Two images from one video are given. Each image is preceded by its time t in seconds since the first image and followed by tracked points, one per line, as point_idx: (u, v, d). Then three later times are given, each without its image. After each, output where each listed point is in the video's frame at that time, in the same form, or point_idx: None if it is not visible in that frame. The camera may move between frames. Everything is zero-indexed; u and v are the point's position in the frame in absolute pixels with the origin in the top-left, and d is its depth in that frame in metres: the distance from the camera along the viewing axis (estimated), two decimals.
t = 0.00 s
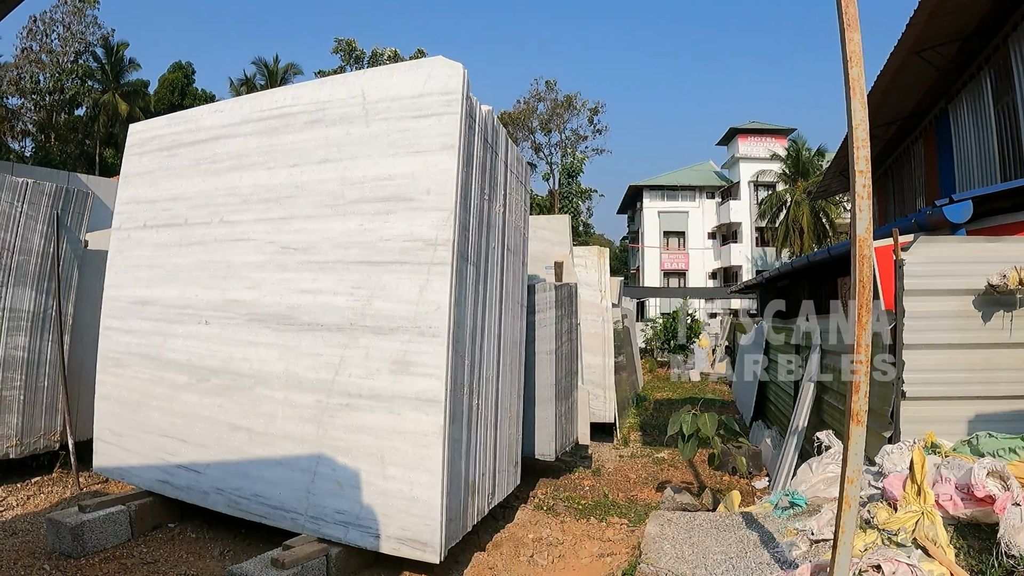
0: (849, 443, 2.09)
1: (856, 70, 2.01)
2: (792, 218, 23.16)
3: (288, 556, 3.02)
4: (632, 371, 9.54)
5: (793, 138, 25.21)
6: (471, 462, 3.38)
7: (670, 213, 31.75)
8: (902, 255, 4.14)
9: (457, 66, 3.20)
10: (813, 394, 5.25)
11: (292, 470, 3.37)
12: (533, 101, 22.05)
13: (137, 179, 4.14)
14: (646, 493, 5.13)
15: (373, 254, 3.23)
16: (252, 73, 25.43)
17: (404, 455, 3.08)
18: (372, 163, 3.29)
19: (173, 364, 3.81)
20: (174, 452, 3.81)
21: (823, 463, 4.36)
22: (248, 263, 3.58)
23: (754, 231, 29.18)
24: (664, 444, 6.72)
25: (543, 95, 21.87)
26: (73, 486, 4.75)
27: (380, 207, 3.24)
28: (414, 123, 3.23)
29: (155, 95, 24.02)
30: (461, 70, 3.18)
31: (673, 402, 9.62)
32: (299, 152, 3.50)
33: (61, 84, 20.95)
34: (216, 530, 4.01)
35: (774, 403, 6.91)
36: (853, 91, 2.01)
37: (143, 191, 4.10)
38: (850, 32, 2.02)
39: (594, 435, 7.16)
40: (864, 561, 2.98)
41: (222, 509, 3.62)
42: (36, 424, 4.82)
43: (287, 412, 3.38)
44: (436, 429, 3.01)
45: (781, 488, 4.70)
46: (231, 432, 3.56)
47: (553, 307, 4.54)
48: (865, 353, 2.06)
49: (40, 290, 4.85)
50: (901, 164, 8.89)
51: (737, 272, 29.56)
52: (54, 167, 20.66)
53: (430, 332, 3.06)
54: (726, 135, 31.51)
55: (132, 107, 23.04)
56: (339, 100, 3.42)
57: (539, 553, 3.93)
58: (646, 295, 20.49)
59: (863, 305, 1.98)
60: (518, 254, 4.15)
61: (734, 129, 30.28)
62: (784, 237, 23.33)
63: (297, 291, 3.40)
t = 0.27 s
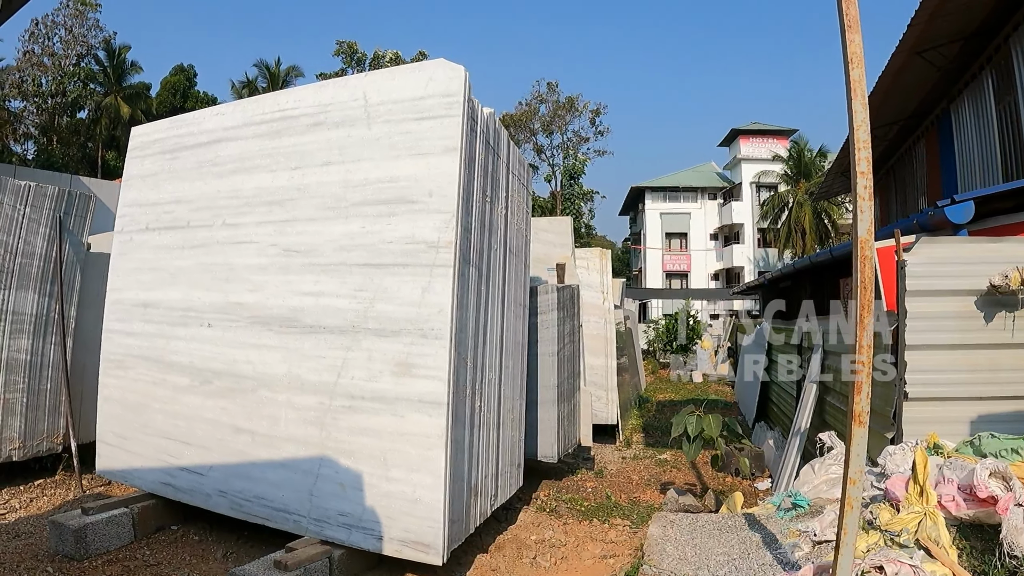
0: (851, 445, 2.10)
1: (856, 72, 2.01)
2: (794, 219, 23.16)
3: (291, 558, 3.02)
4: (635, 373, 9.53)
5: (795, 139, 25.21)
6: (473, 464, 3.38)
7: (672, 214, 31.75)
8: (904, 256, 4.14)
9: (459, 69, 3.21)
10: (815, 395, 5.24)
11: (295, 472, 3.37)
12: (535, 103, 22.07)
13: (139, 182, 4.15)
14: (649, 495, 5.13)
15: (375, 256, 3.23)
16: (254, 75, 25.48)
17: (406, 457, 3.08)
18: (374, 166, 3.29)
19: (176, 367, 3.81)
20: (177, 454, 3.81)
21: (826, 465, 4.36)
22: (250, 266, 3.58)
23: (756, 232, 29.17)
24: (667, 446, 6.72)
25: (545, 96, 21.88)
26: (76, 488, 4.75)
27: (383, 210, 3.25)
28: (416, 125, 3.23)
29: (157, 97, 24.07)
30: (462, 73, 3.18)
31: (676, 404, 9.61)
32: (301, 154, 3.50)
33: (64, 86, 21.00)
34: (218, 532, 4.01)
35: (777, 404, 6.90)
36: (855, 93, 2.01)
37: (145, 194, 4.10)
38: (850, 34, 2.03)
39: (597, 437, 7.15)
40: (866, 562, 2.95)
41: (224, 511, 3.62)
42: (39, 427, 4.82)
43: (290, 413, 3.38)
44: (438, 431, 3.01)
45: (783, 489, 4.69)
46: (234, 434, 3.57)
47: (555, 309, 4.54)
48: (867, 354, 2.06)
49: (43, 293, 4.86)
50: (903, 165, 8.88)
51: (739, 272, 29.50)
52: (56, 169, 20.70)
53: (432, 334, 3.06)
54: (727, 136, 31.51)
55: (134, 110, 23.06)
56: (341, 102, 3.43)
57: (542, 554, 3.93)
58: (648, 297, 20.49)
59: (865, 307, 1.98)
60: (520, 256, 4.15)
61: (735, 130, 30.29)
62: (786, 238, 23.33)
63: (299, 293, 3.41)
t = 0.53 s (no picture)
0: (852, 445, 2.10)
1: (856, 73, 2.01)
2: (795, 219, 23.17)
3: (292, 560, 3.02)
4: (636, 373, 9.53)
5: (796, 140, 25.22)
6: (474, 465, 3.38)
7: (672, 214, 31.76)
8: (904, 256, 4.14)
9: (459, 70, 3.21)
10: (817, 396, 5.23)
11: (296, 474, 3.37)
12: (535, 104, 22.08)
13: (140, 184, 4.15)
14: (651, 496, 5.13)
15: (376, 258, 3.23)
16: (255, 77, 25.50)
17: (408, 458, 3.08)
18: (374, 168, 3.30)
19: (177, 369, 3.81)
20: (179, 457, 3.81)
21: (826, 465, 4.36)
22: (252, 267, 3.58)
23: (757, 232, 29.16)
24: (668, 447, 6.72)
25: (545, 98, 21.89)
26: (78, 490, 4.76)
27: (384, 211, 3.25)
28: (417, 126, 3.23)
29: (158, 99, 24.09)
30: (463, 74, 3.18)
31: (677, 404, 9.61)
32: (301, 156, 3.51)
33: (65, 88, 21.02)
34: (220, 534, 4.01)
35: (778, 404, 6.90)
36: (855, 94, 2.01)
37: (146, 196, 4.11)
38: (850, 35, 2.03)
39: (598, 438, 7.15)
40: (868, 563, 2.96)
41: (226, 513, 3.62)
42: (40, 429, 4.82)
43: (291, 415, 3.38)
44: (440, 433, 3.01)
45: (784, 490, 4.69)
46: (236, 436, 3.57)
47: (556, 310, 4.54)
48: (868, 355, 2.06)
49: (44, 295, 4.86)
50: (904, 165, 8.88)
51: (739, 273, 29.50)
52: (57, 172, 20.69)
53: (433, 336, 3.06)
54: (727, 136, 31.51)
55: (134, 112, 23.04)
56: (342, 104, 3.43)
57: (544, 556, 3.93)
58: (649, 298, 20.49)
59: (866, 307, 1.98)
60: (521, 257, 4.15)
61: (736, 131, 30.30)
62: (787, 238, 23.35)
63: (300, 295, 3.41)
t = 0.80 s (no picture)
0: (852, 446, 2.10)
1: (856, 74, 2.01)
2: (795, 219, 23.17)
3: (293, 560, 3.02)
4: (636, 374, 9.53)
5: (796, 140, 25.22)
6: (475, 465, 3.38)
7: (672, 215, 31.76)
8: (904, 258, 4.14)
9: (460, 71, 3.21)
10: (817, 396, 5.23)
11: (296, 475, 3.37)
12: (536, 105, 22.08)
13: (141, 185, 4.15)
14: (651, 496, 5.13)
15: (377, 259, 3.23)
16: (255, 78, 25.51)
17: (408, 459, 3.08)
18: (375, 169, 3.30)
19: (177, 369, 3.81)
20: (179, 457, 3.81)
21: (827, 466, 4.36)
22: (252, 268, 3.58)
23: (757, 232, 29.15)
24: (668, 447, 6.72)
25: (546, 98, 21.89)
26: (78, 490, 4.76)
27: (384, 212, 3.25)
28: (417, 127, 3.23)
29: (158, 99, 24.11)
30: (464, 75, 3.19)
31: (677, 405, 9.61)
32: (302, 157, 3.51)
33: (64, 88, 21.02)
34: (220, 534, 4.01)
35: (778, 405, 6.90)
36: (855, 95, 2.01)
37: (146, 197, 4.11)
38: (850, 36, 2.03)
39: (598, 438, 7.15)
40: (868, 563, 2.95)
41: (226, 513, 3.63)
42: (40, 429, 4.82)
43: (292, 416, 3.38)
44: (440, 434, 3.01)
45: (784, 490, 4.69)
46: (236, 437, 3.57)
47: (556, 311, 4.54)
48: (868, 355, 2.07)
49: (44, 295, 4.86)
50: (904, 165, 8.88)
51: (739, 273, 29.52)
52: (58, 172, 20.70)
53: (434, 336, 3.06)
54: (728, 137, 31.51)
55: (135, 111, 23.02)
56: (343, 105, 3.43)
57: (544, 556, 3.93)
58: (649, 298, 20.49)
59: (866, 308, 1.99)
60: (521, 258, 4.14)
61: (736, 131, 30.30)
62: (787, 239, 23.35)
63: (301, 295, 3.41)
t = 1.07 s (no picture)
0: (853, 445, 2.10)
1: (858, 72, 2.01)
2: (796, 218, 23.15)
3: (293, 559, 3.02)
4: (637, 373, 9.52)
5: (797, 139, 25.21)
6: (475, 465, 3.38)
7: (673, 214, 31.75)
8: (905, 257, 4.14)
9: (461, 71, 3.21)
10: (818, 395, 5.22)
11: (297, 474, 3.37)
12: (536, 104, 22.07)
13: (142, 184, 4.15)
14: (651, 495, 5.13)
15: (377, 258, 3.23)
16: (256, 77, 25.51)
17: (409, 458, 3.08)
18: (375, 168, 3.29)
19: (178, 369, 3.81)
20: (180, 456, 3.81)
21: (828, 465, 4.36)
22: (253, 267, 3.58)
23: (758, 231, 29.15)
24: (668, 446, 6.71)
25: (546, 97, 21.88)
26: (78, 489, 4.76)
27: (385, 211, 3.25)
28: (418, 126, 3.23)
29: (158, 98, 24.12)
30: (464, 74, 3.19)
31: (678, 404, 9.61)
32: (302, 156, 3.51)
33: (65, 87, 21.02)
34: (221, 534, 4.01)
35: (779, 404, 6.89)
36: (856, 93, 2.01)
37: (147, 196, 4.11)
38: (852, 34, 2.03)
39: (599, 438, 7.15)
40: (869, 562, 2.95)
41: (227, 512, 3.63)
42: (40, 428, 4.83)
43: (292, 415, 3.38)
44: (441, 433, 3.01)
45: (785, 490, 4.68)
46: (237, 436, 3.57)
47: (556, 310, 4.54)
48: (869, 354, 2.06)
49: (45, 294, 4.86)
50: (905, 165, 8.88)
51: (740, 272, 29.55)
52: (58, 171, 20.72)
53: (434, 336, 3.06)
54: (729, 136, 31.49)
55: (135, 111, 23.00)
56: (343, 104, 3.43)
57: (544, 555, 3.93)
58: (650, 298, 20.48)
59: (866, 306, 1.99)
60: (522, 257, 4.14)
61: (737, 130, 30.29)
62: (788, 238, 23.34)
63: (302, 295, 3.41)
